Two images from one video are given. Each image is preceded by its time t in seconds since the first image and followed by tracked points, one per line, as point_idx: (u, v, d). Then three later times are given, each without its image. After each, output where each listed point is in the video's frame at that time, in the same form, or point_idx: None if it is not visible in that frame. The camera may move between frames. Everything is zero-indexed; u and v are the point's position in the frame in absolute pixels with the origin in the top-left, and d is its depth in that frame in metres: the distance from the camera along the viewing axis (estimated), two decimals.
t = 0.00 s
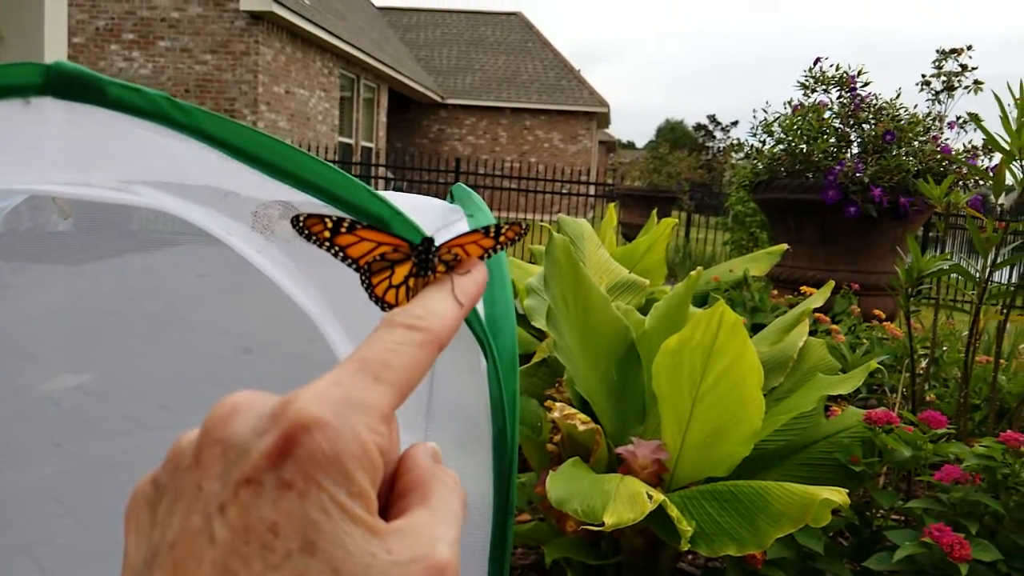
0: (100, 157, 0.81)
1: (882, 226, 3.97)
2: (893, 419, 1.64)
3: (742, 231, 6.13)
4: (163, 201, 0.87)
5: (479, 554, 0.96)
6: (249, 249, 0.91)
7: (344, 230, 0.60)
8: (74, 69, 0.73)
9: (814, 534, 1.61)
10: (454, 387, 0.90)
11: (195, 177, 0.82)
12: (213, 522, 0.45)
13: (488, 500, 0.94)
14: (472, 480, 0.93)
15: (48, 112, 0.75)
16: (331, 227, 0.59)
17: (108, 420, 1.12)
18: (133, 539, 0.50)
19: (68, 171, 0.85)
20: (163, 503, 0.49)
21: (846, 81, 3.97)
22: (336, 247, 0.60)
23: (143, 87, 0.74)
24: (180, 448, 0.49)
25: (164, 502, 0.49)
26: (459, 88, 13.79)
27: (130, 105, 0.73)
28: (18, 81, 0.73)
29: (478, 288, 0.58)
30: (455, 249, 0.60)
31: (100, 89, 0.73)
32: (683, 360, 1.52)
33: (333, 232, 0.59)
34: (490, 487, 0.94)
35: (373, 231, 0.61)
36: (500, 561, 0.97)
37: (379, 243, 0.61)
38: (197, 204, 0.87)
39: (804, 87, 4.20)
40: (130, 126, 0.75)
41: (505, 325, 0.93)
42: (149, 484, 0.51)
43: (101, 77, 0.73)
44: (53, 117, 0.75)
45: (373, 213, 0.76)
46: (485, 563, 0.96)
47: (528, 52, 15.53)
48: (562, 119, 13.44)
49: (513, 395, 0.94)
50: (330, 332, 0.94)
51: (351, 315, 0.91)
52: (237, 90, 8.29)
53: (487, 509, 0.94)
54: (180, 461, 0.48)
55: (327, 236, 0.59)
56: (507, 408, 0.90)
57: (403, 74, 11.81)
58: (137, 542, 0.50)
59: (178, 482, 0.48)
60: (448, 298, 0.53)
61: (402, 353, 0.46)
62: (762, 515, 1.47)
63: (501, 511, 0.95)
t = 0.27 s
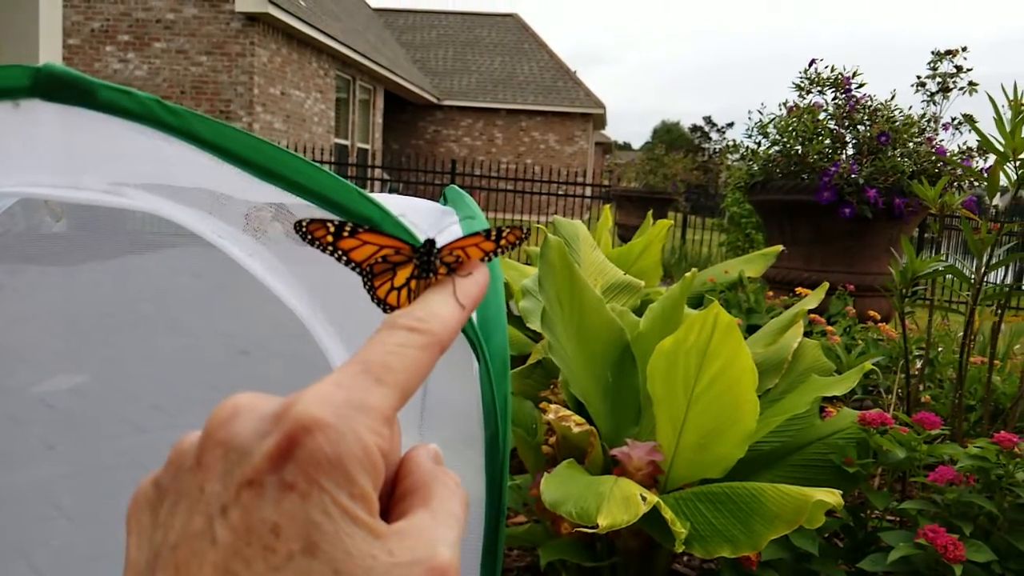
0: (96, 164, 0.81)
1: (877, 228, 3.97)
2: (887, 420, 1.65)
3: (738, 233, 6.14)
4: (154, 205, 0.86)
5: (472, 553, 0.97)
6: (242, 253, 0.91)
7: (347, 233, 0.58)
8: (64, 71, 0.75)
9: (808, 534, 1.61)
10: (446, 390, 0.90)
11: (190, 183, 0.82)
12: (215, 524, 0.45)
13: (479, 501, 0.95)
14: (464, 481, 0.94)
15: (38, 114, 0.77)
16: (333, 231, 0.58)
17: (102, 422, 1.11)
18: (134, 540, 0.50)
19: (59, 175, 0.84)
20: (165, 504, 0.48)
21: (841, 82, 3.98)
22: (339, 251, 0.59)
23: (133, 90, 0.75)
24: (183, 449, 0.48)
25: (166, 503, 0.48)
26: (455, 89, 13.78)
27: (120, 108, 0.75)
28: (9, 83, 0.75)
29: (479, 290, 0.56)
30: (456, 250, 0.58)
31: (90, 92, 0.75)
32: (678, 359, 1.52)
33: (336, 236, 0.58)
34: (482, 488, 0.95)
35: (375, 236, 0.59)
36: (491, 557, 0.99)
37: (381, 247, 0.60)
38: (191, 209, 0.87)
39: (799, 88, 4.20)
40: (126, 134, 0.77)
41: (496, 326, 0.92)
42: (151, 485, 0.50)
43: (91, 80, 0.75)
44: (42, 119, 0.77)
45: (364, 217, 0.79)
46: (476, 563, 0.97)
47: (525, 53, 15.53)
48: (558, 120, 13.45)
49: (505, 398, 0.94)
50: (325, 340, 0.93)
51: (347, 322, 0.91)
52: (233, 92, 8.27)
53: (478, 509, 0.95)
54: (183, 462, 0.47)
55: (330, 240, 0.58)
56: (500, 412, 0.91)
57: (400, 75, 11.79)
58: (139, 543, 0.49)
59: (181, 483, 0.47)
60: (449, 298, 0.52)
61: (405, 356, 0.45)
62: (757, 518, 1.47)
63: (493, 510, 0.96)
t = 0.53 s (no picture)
0: (96, 165, 0.83)
1: (871, 230, 3.99)
2: (880, 421, 1.66)
3: (732, 234, 6.16)
4: (140, 208, 0.89)
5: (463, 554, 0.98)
6: (228, 254, 0.93)
7: (348, 237, 0.57)
8: (54, 74, 0.78)
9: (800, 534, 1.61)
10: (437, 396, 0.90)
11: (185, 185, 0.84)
12: (215, 527, 0.44)
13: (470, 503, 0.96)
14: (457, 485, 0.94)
15: (26, 115, 0.80)
16: (335, 235, 0.56)
17: (94, 425, 1.10)
18: (135, 542, 0.49)
19: (48, 177, 0.86)
20: (165, 506, 0.48)
21: (834, 84, 3.99)
22: (339, 254, 0.57)
23: (121, 92, 0.78)
24: (183, 452, 0.47)
25: (166, 506, 0.48)
26: (450, 90, 13.78)
27: (107, 109, 0.78)
28: None
29: (480, 291, 0.56)
30: (458, 253, 0.58)
31: (79, 94, 0.78)
32: (671, 361, 1.52)
33: (337, 239, 0.57)
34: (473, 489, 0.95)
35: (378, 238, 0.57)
36: (483, 558, 1.00)
37: (381, 249, 0.58)
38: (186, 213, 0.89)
39: (793, 90, 4.22)
40: (129, 137, 0.80)
41: (488, 329, 0.92)
42: (152, 487, 0.49)
43: (80, 83, 0.78)
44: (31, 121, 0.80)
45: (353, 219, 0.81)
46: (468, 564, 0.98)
47: (520, 54, 15.53)
48: (553, 122, 13.46)
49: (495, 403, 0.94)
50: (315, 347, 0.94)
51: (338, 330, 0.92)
52: (227, 93, 8.24)
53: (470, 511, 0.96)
54: (183, 464, 0.47)
55: (330, 243, 0.57)
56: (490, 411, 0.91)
57: (394, 77, 11.79)
58: (140, 545, 0.48)
59: (181, 485, 0.47)
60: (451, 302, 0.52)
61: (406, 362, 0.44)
62: (750, 519, 1.47)
63: (484, 510, 0.97)
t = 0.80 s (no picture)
0: (88, 167, 0.83)
1: (864, 231, 4.00)
2: (872, 422, 1.66)
3: (726, 235, 6.17)
4: (128, 211, 0.89)
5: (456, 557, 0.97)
6: (216, 257, 0.93)
7: (348, 239, 0.57)
8: (41, 76, 0.78)
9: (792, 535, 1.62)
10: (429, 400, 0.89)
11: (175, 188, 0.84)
12: (215, 529, 0.43)
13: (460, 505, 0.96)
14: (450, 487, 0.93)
15: (11, 117, 0.79)
16: (335, 237, 0.57)
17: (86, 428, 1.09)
18: (133, 544, 0.48)
19: (35, 179, 0.86)
20: (164, 508, 0.47)
21: (828, 85, 4.00)
22: (340, 257, 0.58)
23: (108, 94, 0.78)
24: (182, 453, 0.47)
25: (166, 508, 0.47)
26: (444, 92, 13.78)
27: (94, 112, 0.78)
28: None
29: (482, 293, 0.53)
30: (459, 254, 0.55)
31: (66, 96, 0.78)
32: (664, 362, 1.53)
33: (337, 242, 0.57)
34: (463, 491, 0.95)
35: (378, 240, 0.57)
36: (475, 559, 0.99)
37: (381, 251, 0.58)
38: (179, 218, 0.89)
39: (787, 91, 4.23)
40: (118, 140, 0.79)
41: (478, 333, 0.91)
42: (151, 489, 0.49)
43: (67, 84, 0.77)
44: (16, 123, 0.80)
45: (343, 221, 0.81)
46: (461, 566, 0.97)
47: (514, 55, 15.54)
48: (548, 123, 13.47)
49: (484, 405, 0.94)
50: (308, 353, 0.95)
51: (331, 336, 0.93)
52: (220, 94, 8.22)
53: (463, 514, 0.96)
54: (182, 466, 0.46)
55: (331, 246, 0.57)
56: (479, 410, 0.91)
57: (389, 78, 11.78)
58: (138, 547, 0.48)
59: (180, 487, 0.46)
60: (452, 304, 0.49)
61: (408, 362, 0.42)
62: (742, 520, 1.47)
63: (475, 514, 0.97)
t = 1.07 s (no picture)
0: (75, 167, 0.82)
1: (855, 231, 4.01)
2: (863, 422, 1.66)
3: (718, 236, 6.19)
4: (113, 212, 0.88)
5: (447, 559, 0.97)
6: (201, 258, 0.92)
7: (347, 241, 0.57)
8: (23, 75, 0.77)
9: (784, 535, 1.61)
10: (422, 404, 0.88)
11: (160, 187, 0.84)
12: (212, 532, 0.43)
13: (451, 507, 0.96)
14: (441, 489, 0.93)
15: None
16: (334, 239, 0.57)
17: (76, 430, 1.08)
18: (129, 546, 0.47)
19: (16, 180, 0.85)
20: (161, 510, 0.46)
21: (819, 87, 4.02)
22: (339, 259, 0.58)
23: (93, 95, 0.77)
24: (180, 454, 0.46)
25: (162, 510, 0.46)
26: (437, 93, 13.77)
27: (80, 113, 0.77)
28: None
29: (481, 296, 0.52)
30: (458, 256, 0.55)
31: (49, 96, 0.77)
32: (656, 364, 1.53)
33: (337, 244, 0.57)
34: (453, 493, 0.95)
35: (377, 242, 0.57)
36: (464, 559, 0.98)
37: (380, 253, 0.58)
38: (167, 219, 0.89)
39: (778, 93, 4.24)
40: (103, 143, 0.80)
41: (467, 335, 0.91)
42: (148, 490, 0.48)
43: (50, 85, 0.77)
44: None
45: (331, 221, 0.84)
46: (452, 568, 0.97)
47: (507, 56, 15.54)
48: (541, 124, 13.48)
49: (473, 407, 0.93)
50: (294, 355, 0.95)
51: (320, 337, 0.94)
52: (212, 95, 8.20)
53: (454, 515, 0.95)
54: (179, 468, 0.45)
55: (330, 248, 0.57)
56: (468, 412, 0.91)
57: (381, 79, 11.76)
58: (134, 548, 0.47)
59: (177, 490, 0.45)
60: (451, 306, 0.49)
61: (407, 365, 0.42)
62: (733, 521, 1.47)
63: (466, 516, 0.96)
